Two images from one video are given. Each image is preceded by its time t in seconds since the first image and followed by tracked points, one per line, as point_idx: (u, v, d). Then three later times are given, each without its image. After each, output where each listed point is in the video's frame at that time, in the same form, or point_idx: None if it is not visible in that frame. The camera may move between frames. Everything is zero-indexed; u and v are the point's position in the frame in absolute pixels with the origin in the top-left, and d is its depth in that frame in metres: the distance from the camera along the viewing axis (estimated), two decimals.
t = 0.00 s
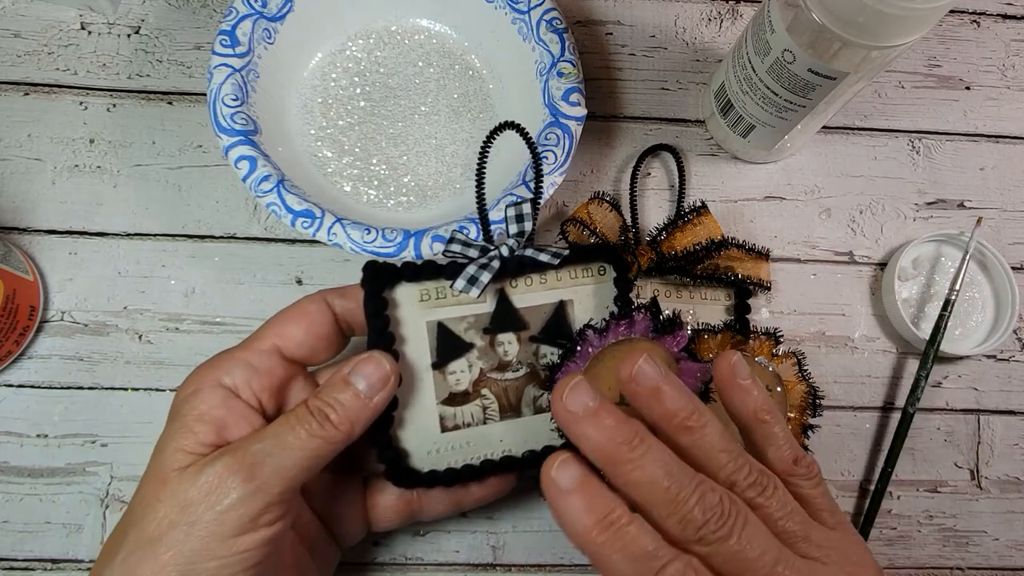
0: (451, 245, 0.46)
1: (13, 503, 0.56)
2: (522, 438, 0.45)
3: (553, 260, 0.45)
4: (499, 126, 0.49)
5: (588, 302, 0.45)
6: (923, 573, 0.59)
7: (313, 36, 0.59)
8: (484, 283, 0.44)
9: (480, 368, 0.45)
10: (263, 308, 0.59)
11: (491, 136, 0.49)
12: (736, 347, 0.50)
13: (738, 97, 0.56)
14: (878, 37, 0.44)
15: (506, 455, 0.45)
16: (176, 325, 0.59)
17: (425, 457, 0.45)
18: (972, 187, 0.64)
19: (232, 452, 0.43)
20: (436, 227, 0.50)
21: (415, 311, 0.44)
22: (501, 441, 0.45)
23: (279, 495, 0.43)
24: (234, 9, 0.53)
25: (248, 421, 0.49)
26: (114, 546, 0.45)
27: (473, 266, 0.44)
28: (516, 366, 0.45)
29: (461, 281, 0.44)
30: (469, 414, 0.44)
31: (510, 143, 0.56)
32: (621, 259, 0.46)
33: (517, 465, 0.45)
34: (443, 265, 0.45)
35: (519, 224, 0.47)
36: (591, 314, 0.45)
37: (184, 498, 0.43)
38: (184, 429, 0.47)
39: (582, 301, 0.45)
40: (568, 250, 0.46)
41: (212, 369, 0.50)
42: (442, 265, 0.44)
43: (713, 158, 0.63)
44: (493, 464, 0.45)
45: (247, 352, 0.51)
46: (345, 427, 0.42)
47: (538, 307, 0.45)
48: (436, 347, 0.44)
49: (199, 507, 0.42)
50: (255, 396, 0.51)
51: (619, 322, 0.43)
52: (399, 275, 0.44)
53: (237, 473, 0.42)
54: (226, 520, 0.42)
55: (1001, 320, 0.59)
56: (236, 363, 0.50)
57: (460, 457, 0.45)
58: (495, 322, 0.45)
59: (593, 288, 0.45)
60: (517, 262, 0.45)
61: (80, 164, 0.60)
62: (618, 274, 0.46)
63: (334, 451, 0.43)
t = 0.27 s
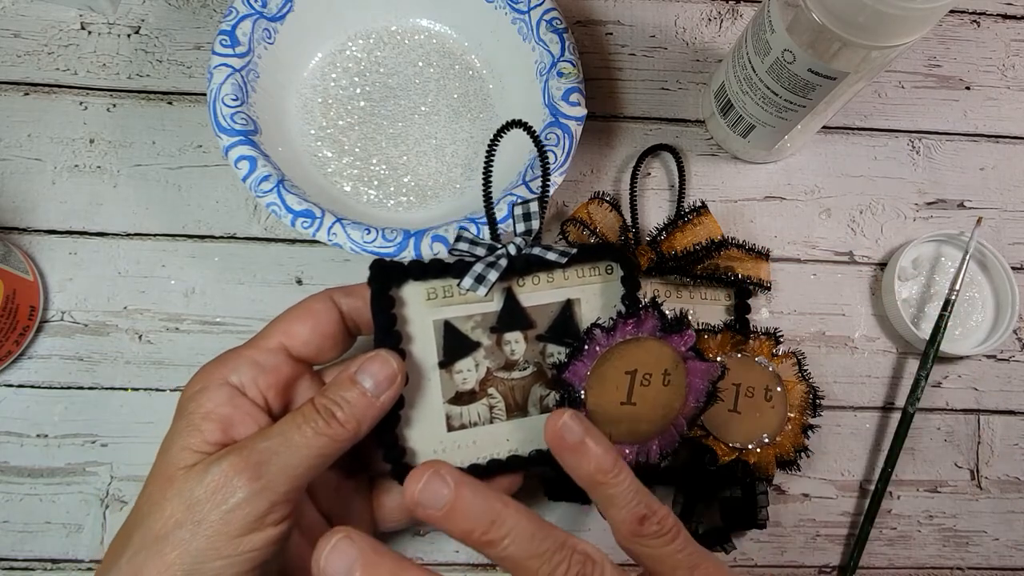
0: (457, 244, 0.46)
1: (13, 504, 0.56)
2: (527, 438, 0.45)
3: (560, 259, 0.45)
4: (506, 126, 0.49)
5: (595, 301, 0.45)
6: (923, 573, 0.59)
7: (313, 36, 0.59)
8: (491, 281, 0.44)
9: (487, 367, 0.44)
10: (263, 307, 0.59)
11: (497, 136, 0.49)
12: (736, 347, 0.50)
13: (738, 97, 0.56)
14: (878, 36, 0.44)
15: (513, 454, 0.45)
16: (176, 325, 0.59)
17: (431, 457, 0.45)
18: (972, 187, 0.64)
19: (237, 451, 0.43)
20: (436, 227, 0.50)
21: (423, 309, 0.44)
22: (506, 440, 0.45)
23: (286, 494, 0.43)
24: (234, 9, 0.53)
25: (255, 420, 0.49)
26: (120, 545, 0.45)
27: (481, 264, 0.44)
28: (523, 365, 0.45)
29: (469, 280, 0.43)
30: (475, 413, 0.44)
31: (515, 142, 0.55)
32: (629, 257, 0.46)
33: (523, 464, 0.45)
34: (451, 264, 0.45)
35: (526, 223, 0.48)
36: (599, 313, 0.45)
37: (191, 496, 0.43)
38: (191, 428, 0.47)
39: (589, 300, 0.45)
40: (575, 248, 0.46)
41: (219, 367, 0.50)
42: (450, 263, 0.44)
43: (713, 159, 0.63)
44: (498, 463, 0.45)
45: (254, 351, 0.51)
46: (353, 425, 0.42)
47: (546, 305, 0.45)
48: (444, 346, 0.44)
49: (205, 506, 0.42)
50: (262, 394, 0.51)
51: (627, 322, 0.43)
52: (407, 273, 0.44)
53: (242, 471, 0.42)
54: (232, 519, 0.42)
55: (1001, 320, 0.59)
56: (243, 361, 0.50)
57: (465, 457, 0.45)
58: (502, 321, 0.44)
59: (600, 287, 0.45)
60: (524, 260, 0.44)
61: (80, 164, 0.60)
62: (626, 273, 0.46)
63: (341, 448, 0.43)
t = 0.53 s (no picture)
0: (440, 259, 0.46)
1: (13, 503, 0.56)
2: (512, 452, 0.45)
3: (542, 273, 0.44)
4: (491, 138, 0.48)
5: (578, 315, 0.45)
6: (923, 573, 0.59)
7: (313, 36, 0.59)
8: (473, 296, 0.43)
9: (470, 380, 0.44)
10: (263, 307, 0.59)
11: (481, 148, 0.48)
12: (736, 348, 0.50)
13: (738, 97, 0.56)
14: (878, 36, 0.44)
15: (497, 467, 0.45)
16: (176, 325, 0.59)
17: (416, 470, 0.45)
18: (972, 187, 0.64)
19: (219, 468, 0.43)
20: (436, 227, 0.50)
21: (405, 323, 0.44)
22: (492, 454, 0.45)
23: (268, 510, 0.43)
24: (234, 9, 0.53)
25: (237, 436, 0.49)
26: (105, 559, 0.45)
27: (462, 279, 0.44)
28: (507, 378, 0.45)
29: (450, 295, 0.43)
30: (459, 426, 0.44)
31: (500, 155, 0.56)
32: (612, 270, 0.45)
33: (507, 477, 0.45)
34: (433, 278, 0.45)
35: (509, 236, 0.48)
36: (582, 326, 0.45)
37: (173, 515, 0.43)
38: (174, 446, 0.47)
39: (572, 314, 0.45)
40: (557, 262, 0.45)
41: (202, 384, 0.51)
42: (431, 278, 0.44)
43: (714, 158, 0.63)
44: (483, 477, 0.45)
45: (237, 367, 0.51)
46: (332, 441, 0.43)
47: (529, 319, 0.45)
48: (426, 360, 0.44)
49: (187, 524, 0.43)
50: (245, 411, 0.51)
51: (610, 335, 0.43)
52: (388, 288, 0.44)
53: (224, 489, 0.43)
54: (213, 537, 0.43)
55: (1001, 320, 0.59)
56: (225, 379, 0.51)
57: (448, 470, 0.45)
58: (485, 335, 0.44)
59: (583, 300, 0.45)
60: (506, 274, 0.44)
61: (80, 164, 0.60)
62: (609, 286, 0.45)
63: (325, 464, 0.43)
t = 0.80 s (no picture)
0: (433, 266, 0.46)
1: (13, 503, 0.56)
2: (507, 458, 0.45)
3: (533, 279, 0.45)
4: (481, 147, 0.49)
5: (571, 320, 0.45)
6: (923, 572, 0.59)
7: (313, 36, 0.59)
8: (465, 302, 0.43)
9: (464, 386, 0.44)
10: (263, 307, 0.59)
11: (472, 155, 0.48)
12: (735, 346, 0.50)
13: (738, 97, 0.56)
14: (878, 36, 0.44)
15: (492, 472, 0.45)
16: (175, 325, 0.59)
17: (411, 475, 0.45)
18: (972, 186, 0.64)
19: (214, 474, 0.44)
20: (436, 227, 0.50)
21: (398, 330, 0.44)
22: (486, 458, 0.45)
23: (263, 514, 0.44)
24: (234, 9, 0.53)
25: (233, 442, 0.50)
26: (103, 565, 0.45)
27: (454, 285, 0.44)
28: (500, 383, 0.45)
29: (443, 301, 0.43)
30: (454, 431, 0.44)
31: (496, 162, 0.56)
32: (604, 275, 0.46)
33: (503, 482, 0.45)
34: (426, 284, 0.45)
35: (501, 243, 0.48)
36: (574, 332, 0.45)
37: (169, 519, 0.44)
38: (171, 452, 0.48)
39: (564, 319, 0.45)
40: (548, 268, 0.45)
41: (198, 391, 0.51)
42: (424, 285, 0.44)
43: (713, 158, 0.63)
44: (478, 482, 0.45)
45: (235, 374, 0.51)
46: (327, 448, 0.42)
47: (522, 324, 0.45)
48: (420, 366, 0.44)
49: (182, 529, 0.43)
50: (242, 417, 0.51)
51: (601, 339, 0.43)
52: (381, 296, 0.44)
53: (219, 493, 0.43)
54: (209, 541, 0.43)
55: (1001, 320, 0.59)
56: (222, 386, 0.51)
57: (442, 476, 0.45)
58: (479, 341, 0.44)
59: (575, 305, 0.45)
60: (498, 281, 0.44)
61: (80, 165, 0.60)
62: (600, 290, 0.45)
63: (321, 468, 0.44)
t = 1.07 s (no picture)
0: (428, 262, 0.46)
1: (13, 504, 0.56)
2: (506, 454, 0.45)
3: (529, 274, 0.45)
4: (477, 143, 0.48)
5: (568, 316, 0.45)
6: (923, 572, 0.59)
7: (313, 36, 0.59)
8: (461, 298, 0.43)
9: (462, 383, 0.44)
10: (263, 307, 0.59)
11: (468, 153, 0.48)
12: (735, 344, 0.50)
13: (738, 97, 0.56)
14: (878, 36, 0.44)
15: (491, 469, 0.45)
16: (176, 325, 0.59)
17: (409, 473, 0.45)
18: (972, 186, 0.64)
19: (210, 471, 0.44)
20: (436, 227, 0.50)
21: (394, 326, 0.44)
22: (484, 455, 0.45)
23: (259, 512, 0.44)
24: (234, 9, 0.53)
25: (230, 440, 0.49)
26: (99, 564, 0.45)
27: (450, 282, 0.44)
28: (498, 380, 0.45)
29: (438, 297, 0.43)
30: (452, 428, 0.44)
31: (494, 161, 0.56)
32: (601, 271, 0.46)
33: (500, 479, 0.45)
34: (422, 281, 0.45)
35: (497, 239, 0.47)
36: (571, 327, 0.45)
37: (165, 517, 0.44)
38: (167, 450, 0.48)
39: (561, 314, 0.45)
40: (545, 264, 0.46)
41: (194, 390, 0.51)
42: (420, 281, 0.44)
43: (713, 158, 0.63)
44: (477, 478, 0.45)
45: (231, 371, 0.52)
46: (324, 444, 0.43)
47: (519, 320, 0.45)
48: (417, 362, 0.44)
49: (178, 527, 0.43)
50: (238, 415, 0.51)
51: (599, 335, 0.43)
52: (377, 292, 0.44)
53: (215, 491, 0.43)
54: (204, 539, 0.43)
55: (1001, 320, 0.59)
56: (218, 384, 0.51)
57: (440, 473, 0.45)
58: (475, 337, 0.44)
59: (572, 301, 0.45)
60: (494, 277, 0.45)
61: (80, 165, 0.60)
62: (598, 287, 0.45)
63: (318, 465, 0.44)
